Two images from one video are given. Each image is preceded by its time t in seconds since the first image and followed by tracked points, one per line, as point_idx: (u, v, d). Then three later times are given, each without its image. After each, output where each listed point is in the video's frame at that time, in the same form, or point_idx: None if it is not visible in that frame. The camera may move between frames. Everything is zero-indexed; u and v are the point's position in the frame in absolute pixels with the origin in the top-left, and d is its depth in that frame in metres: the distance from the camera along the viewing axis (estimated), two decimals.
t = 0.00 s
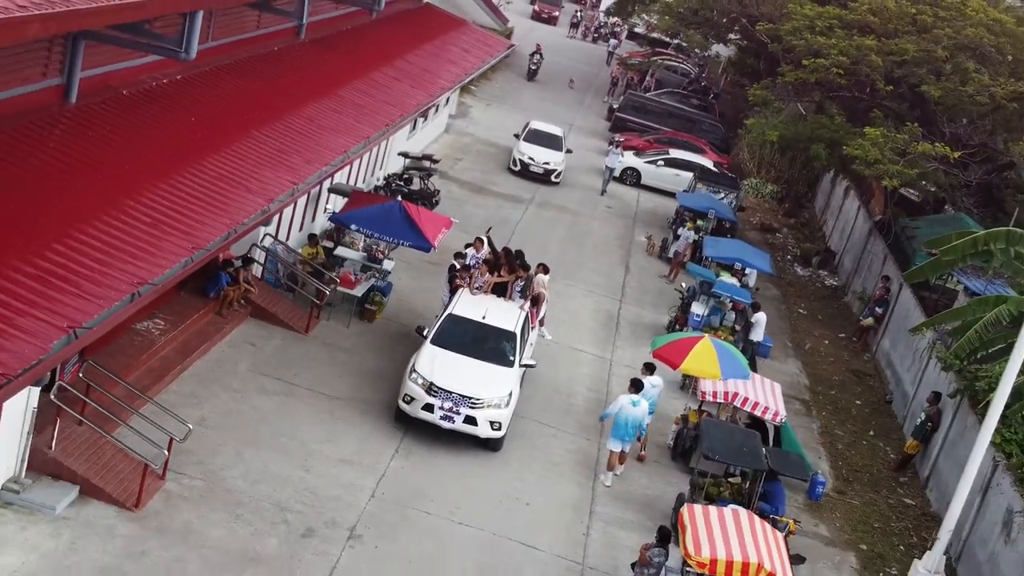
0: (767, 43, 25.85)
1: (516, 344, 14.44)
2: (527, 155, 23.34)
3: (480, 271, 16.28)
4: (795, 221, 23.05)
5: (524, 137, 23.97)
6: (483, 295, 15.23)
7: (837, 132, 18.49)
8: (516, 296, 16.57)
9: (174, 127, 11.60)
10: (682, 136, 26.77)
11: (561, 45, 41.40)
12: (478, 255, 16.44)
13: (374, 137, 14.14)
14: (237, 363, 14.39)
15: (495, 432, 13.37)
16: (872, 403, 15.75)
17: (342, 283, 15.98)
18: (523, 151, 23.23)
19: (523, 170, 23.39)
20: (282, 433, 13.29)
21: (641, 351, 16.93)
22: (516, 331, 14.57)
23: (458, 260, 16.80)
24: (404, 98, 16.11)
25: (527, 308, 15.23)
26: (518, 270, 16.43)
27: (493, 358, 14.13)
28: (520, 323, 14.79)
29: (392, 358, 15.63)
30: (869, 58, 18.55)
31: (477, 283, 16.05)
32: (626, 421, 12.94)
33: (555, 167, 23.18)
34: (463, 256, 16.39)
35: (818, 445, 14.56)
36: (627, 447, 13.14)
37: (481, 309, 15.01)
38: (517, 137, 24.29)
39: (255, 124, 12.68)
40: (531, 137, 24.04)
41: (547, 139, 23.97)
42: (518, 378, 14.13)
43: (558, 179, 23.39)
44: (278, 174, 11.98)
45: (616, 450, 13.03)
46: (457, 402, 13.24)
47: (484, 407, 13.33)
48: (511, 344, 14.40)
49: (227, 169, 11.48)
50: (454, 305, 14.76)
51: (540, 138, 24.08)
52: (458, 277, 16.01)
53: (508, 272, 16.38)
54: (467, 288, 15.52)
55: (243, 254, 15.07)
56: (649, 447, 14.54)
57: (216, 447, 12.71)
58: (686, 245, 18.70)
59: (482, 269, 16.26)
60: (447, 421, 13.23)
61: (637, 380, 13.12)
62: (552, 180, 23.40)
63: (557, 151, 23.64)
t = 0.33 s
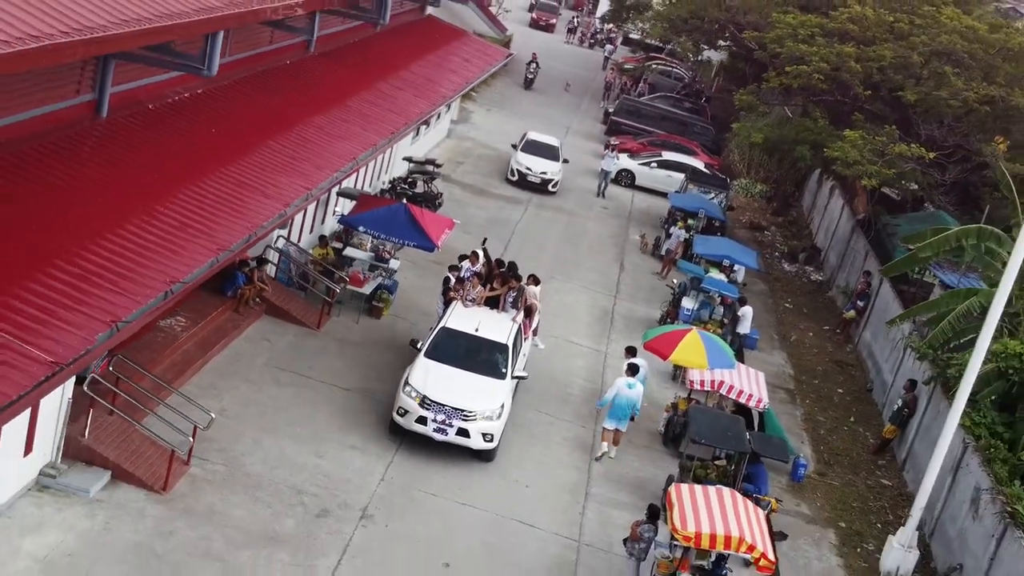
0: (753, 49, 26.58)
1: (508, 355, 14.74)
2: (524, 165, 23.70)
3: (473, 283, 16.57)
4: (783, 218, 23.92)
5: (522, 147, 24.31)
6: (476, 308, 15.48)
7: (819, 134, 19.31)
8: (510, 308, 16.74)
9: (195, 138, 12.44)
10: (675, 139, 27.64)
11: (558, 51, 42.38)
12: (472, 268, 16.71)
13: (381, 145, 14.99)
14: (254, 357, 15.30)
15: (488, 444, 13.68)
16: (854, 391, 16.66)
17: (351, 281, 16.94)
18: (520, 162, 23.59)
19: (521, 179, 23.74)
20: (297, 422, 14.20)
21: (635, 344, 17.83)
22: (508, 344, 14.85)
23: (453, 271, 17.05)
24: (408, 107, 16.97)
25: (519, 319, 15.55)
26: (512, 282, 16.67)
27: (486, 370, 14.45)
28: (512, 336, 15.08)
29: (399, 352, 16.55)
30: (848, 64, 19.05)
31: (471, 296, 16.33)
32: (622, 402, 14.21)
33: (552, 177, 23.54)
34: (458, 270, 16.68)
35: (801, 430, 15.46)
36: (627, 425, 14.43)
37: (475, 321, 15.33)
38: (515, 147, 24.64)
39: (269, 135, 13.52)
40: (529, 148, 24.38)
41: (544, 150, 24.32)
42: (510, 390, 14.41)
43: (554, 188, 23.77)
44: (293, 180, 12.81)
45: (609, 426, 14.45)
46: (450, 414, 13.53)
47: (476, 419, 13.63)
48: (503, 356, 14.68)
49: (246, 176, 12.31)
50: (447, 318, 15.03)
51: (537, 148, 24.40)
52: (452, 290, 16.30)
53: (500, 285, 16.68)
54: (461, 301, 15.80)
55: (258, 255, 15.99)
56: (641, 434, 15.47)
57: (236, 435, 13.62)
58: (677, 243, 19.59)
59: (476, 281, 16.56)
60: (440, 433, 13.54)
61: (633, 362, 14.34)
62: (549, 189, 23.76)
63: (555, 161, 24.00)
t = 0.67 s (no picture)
0: (741, 55, 27.50)
1: (503, 367, 15.11)
2: (523, 176, 24.06)
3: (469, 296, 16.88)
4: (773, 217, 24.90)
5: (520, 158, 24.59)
6: (470, 321, 15.83)
7: (804, 138, 20.25)
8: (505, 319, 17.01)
9: (219, 148, 13.36)
10: (669, 142, 28.57)
11: (556, 57, 43.35)
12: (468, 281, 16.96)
13: (389, 153, 15.91)
14: (271, 353, 16.27)
15: (482, 455, 14.00)
16: (837, 381, 17.62)
17: (361, 280, 17.98)
18: (519, 173, 23.88)
19: (520, 190, 24.09)
20: (312, 412, 15.17)
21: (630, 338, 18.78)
22: (502, 355, 15.21)
23: (451, 285, 17.28)
24: (414, 116, 17.89)
25: (513, 330, 15.93)
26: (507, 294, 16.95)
27: (481, 381, 14.81)
28: (507, 347, 15.46)
29: (407, 347, 17.51)
30: (831, 71, 19.98)
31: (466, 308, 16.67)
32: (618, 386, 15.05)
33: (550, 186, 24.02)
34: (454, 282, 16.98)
35: (787, 417, 16.42)
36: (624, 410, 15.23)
37: (470, 333, 15.69)
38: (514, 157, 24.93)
39: (286, 145, 14.45)
40: (528, 159, 24.67)
41: (542, 160, 24.64)
42: (504, 401, 14.77)
43: (553, 199, 24.14)
44: (309, 187, 13.72)
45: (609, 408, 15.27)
46: (445, 427, 13.86)
47: (471, 431, 13.96)
48: (498, 367, 15.05)
49: (266, 184, 13.23)
50: (443, 330, 15.39)
51: (534, 158, 24.71)
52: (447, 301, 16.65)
53: (496, 297, 16.99)
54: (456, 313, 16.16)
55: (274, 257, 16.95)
56: (635, 422, 16.44)
57: (256, 424, 14.58)
58: (670, 242, 20.53)
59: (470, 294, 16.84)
60: (435, 445, 13.86)
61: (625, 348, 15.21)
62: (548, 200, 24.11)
63: (553, 171, 24.36)
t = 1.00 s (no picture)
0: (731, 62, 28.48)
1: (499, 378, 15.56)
2: (522, 186, 24.51)
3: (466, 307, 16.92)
4: (763, 216, 25.96)
5: (520, 169, 25.07)
6: (466, 333, 16.18)
7: (790, 141, 21.20)
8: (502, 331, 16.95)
9: (241, 158, 14.34)
10: (663, 145, 29.58)
11: (554, 63, 44.45)
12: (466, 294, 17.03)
13: (397, 161, 16.86)
14: (287, 349, 17.28)
15: (479, 465, 14.44)
16: (822, 371, 18.64)
17: (371, 280, 19.04)
18: (518, 184, 24.40)
19: (519, 201, 24.57)
20: (328, 404, 16.19)
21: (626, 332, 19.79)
22: (498, 366, 15.66)
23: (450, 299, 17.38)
24: (420, 125, 18.86)
25: (509, 342, 16.37)
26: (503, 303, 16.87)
27: (477, 393, 15.23)
28: (502, 358, 15.92)
29: (415, 343, 18.53)
30: (814, 78, 20.82)
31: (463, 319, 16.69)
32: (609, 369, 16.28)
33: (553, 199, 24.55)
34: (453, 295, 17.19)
35: (775, 406, 17.42)
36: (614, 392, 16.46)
37: (466, 345, 16.08)
38: (512, 168, 25.41)
39: (301, 154, 15.42)
40: (525, 168, 25.17)
41: (540, 170, 25.17)
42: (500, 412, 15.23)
43: (551, 209, 24.68)
44: (324, 194, 14.69)
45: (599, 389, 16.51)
46: (442, 438, 14.30)
47: (467, 442, 14.41)
48: (494, 377, 15.51)
49: (285, 191, 14.20)
50: (440, 343, 15.79)
51: (532, 168, 25.23)
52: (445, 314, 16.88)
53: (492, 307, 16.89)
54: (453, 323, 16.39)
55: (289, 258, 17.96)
56: (630, 412, 17.45)
57: (276, 416, 15.60)
58: (664, 241, 21.53)
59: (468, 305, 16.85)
60: (432, 456, 14.30)
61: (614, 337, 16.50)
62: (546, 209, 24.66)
63: (551, 181, 24.84)
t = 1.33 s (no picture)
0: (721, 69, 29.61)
1: (495, 391, 15.97)
2: (520, 199, 25.08)
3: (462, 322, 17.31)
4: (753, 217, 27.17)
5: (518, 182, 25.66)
6: (462, 347, 16.48)
7: (777, 146, 22.28)
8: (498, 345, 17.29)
9: (260, 170, 15.36)
10: (657, 149, 30.67)
11: (551, 69, 45.60)
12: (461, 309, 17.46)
13: (404, 170, 17.90)
14: (302, 347, 18.36)
15: (475, 476, 14.74)
16: (807, 364, 19.75)
17: (380, 281, 20.08)
18: (516, 197, 24.97)
19: (517, 213, 25.11)
20: (341, 399, 17.26)
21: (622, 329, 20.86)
22: (494, 379, 16.07)
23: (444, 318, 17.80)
24: (425, 136, 19.92)
25: (504, 354, 16.78)
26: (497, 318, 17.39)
27: (473, 405, 15.60)
28: (498, 370, 16.33)
29: (422, 341, 19.60)
30: (799, 86, 21.96)
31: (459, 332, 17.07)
32: (602, 357, 17.59)
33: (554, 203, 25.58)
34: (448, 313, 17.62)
35: (761, 396, 18.53)
36: (607, 379, 17.72)
37: (462, 358, 16.48)
38: (511, 179, 25.96)
39: (315, 165, 16.45)
40: (524, 180, 25.73)
41: (539, 182, 25.72)
42: (495, 425, 15.59)
43: (549, 220, 25.23)
44: (337, 203, 15.72)
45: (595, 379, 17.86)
46: (440, 450, 14.59)
47: (465, 454, 14.73)
48: (490, 391, 15.92)
49: (300, 200, 15.22)
50: (438, 355, 16.10)
51: (531, 181, 25.79)
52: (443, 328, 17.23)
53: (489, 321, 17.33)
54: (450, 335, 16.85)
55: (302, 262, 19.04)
56: (625, 405, 18.52)
57: (293, 410, 16.67)
58: (657, 242, 22.61)
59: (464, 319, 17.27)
60: (430, 467, 14.58)
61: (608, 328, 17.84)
62: (544, 221, 25.21)
63: (549, 194, 25.38)
